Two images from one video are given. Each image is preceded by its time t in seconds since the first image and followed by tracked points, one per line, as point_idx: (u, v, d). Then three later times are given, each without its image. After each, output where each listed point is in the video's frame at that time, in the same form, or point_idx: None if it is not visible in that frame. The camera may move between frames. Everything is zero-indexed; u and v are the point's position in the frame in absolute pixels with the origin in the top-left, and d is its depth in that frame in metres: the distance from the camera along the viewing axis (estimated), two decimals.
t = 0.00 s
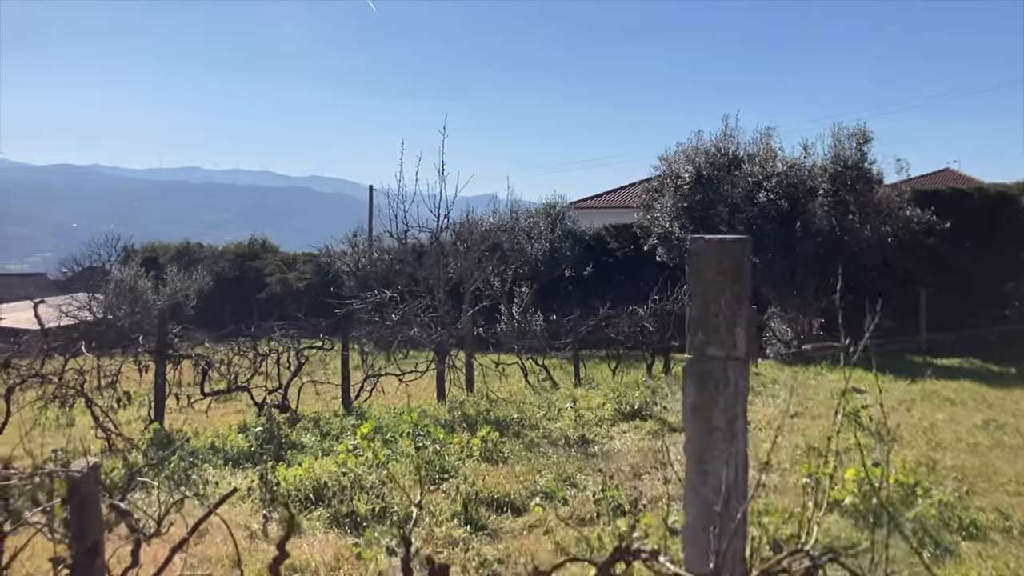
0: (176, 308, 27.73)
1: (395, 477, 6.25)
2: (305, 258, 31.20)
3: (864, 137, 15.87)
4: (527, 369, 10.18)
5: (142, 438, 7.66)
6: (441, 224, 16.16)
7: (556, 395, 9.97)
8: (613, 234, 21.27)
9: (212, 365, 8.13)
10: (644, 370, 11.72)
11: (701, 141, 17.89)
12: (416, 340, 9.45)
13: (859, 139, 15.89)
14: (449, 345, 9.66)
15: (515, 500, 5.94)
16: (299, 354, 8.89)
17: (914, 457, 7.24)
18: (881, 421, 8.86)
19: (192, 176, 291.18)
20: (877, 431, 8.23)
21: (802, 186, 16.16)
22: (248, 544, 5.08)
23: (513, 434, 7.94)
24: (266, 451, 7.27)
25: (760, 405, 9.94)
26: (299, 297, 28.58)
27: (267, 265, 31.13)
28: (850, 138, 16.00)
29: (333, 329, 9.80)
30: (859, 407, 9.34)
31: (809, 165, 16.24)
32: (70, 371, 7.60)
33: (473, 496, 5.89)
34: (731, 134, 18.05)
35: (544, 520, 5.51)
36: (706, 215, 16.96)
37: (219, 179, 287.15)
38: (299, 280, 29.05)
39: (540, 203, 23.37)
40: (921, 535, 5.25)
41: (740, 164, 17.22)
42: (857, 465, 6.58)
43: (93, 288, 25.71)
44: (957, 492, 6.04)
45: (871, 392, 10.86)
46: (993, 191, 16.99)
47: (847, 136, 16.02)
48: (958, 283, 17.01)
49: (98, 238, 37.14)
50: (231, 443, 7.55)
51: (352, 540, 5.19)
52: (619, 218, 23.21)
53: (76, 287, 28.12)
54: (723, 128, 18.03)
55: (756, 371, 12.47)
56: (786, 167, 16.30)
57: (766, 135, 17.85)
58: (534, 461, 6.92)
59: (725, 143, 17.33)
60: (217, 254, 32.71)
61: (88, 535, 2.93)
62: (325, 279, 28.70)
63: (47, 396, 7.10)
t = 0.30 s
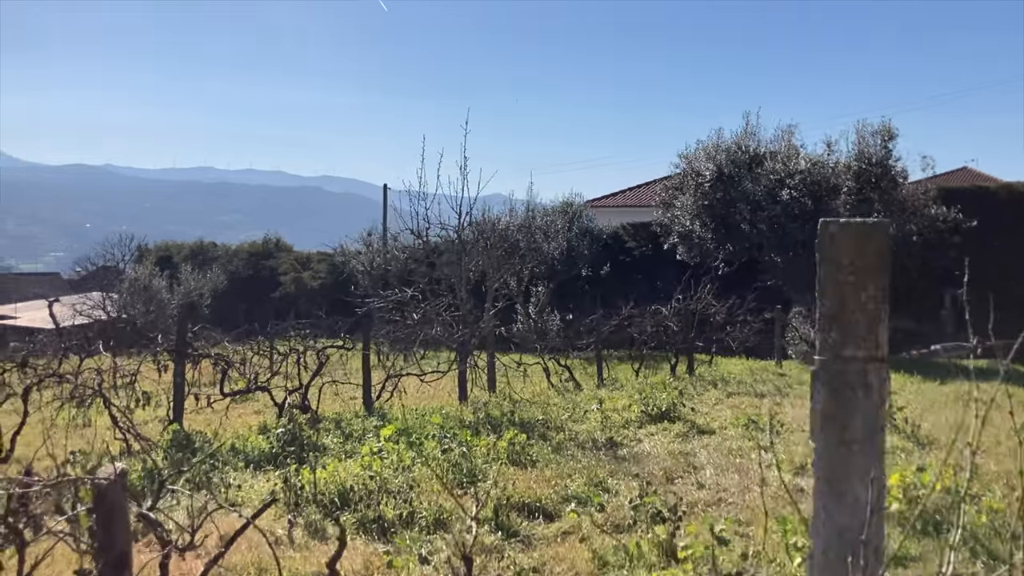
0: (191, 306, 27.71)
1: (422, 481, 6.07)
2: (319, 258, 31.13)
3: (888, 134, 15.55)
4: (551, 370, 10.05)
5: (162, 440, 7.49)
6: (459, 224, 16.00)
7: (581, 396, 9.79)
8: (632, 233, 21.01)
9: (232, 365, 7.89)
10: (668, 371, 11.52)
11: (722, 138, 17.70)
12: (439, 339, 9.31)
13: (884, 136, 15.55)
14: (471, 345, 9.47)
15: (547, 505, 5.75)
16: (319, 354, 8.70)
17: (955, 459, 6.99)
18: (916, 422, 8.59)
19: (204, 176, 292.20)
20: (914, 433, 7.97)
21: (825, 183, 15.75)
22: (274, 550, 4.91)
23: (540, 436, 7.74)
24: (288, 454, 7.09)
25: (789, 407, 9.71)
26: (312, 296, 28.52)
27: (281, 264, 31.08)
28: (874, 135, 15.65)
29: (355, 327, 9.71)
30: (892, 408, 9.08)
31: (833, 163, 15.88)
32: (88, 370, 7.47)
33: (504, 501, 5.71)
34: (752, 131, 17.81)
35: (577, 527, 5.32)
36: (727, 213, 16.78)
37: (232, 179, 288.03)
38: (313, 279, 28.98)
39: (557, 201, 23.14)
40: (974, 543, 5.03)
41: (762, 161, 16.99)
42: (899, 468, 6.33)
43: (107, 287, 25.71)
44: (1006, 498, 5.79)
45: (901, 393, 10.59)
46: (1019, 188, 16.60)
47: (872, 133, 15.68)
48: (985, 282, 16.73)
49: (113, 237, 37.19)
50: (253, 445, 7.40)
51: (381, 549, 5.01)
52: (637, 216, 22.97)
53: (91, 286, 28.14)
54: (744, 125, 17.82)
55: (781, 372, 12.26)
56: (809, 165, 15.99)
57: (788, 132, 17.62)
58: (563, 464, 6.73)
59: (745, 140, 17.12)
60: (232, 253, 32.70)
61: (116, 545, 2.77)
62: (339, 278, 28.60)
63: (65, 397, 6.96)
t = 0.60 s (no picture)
0: (212, 305, 27.71)
1: (458, 484, 5.89)
2: (339, 258, 31.07)
3: (921, 130, 15.24)
4: (579, 371, 9.84)
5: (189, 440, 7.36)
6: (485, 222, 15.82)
7: (613, 397, 9.59)
8: (657, 233, 20.79)
9: (259, 364, 7.76)
10: (699, 372, 11.29)
11: (750, 136, 17.54)
12: (467, 340, 9.13)
13: (917, 132, 15.24)
14: (501, 344, 9.30)
15: (587, 510, 5.56)
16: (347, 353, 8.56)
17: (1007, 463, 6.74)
18: (961, 424, 8.33)
19: (223, 176, 293.70)
20: (960, 436, 7.71)
21: (856, 181, 15.45)
22: (309, 556, 4.75)
23: (574, 438, 7.56)
24: (318, 455, 6.93)
25: (825, 409, 9.47)
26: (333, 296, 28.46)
27: (301, 264, 31.05)
28: (906, 132, 15.35)
29: (383, 327, 9.57)
30: (934, 410, 8.82)
31: (864, 160, 15.59)
32: (115, 369, 7.35)
33: (543, 506, 5.52)
34: (781, 128, 17.60)
35: (621, 533, 5.13)
36: (756, 212, 16.53)
37: (251, 179, 289.41)
38: (333, 279, 28.93)
39: (580, 200, 22.93)
40: None
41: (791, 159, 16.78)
42: (952, 473, 6.08)
43: (129, 286, 25.74)
44: None
45: (940, 395, 10.31)
46: None
47: (904, 129, 15.38)
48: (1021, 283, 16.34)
49: (134, 237, 37.31)
50: (281, 445, 7.26)
51: (419, 555, 4.84)
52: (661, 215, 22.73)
53: (112, 286, 28.19)
54: (773, 123, 17.61)
55: (813, 373, 12.01)
56: (839, 162, 15.69)
57: (817, 129, 17.38)
58: (601, 467, 6.54)
59: (774, 137, 16.99)
60: (252, 253, 32.70)
61: (155, 555, 2.61)
62: (360, 278, 28.51)
63: (92, 396, 6.83)
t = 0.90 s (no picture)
0: (250, 305, 27.82)
1: (513, 489, 5.69)
2: (376, 258, 31.08)
3: (975, 127, 14.61)
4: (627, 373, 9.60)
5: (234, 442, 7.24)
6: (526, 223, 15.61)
7: (663, 401, 9.36)
8: (698, 232, 20.47)
9: (305, 365, 7.62)
10: (749, 374, 11.01)
11: (797, 134, 17.16)
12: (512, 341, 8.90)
13: (970, 129, 14.63)
14: (548, 346, 9.08)
15: (649, 518, 5.33)
16: (393, 355, 8.42)
17: None
18: None
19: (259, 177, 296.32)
20: None
21: (907, 179, 14.95)
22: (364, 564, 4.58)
23: (627, 442, 7.33)
24: (366, 460, 6.77)
25: (883, 413, 9.16)
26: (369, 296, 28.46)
27: (338, 264, 31.10)
28: (960, 128, 14.73)
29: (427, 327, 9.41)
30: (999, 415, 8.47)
31: (915, 158, 15.08)
32: (160, 369, 7.24)
33: (603, 513, 5.30)
34: (828, 125, 17.17)
35: (687, 543, 4.89)
36: (803, 211, 16.17)
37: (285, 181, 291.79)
38: (370, 279, 28.93)
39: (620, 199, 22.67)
40: None
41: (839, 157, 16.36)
42: None
43: (168, 287, 25.90)
44: None
45: (1002, 400, 9.93)
46: None
47: (958, 126, 14.77)
48: None
49: (172, 237, 37.64)
50: (328, 447, 7.12)
51: (476, 564, 4.64)
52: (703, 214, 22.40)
53: (152, 286, 28.43)
54: (819, 120, 17.23)
55: (866, 376, 11.67)
56: (890, 160, 15.22)
57: (866, 126, 16.91)
58: (659, 473, 6.31)
59: (821, 135, 16.61)
60: (290, 254, 32.81)
61: (217, 570, 2.45)
62: (397, 278, 28.46)
63: (137, 397, 6.73)
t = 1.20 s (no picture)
0: (298, 306, 28.01)
1: (581, 497, 5.55)
2: (423, 259, 31.13)
3: None
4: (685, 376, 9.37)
5: (294, 444, 7.18)
6: (579, 224, 15.43)
7: (725, 405, 9.13)
8: (750, 232, 20.12)
9: (364, 366, 7.57)
10: (811, 377, 10.72)
11: (854, 132, 16.79)
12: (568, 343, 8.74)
13: None
14: (607, 348, 8.91)
15: (724, 528, 5.15)
16: (450, 357, 8.31)
17: None
18: None
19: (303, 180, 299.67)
20: None
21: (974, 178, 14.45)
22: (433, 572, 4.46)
23: (692, 448, 7.14)
24: (427, 464, 6.67)
25: (954, 419, 8.84)
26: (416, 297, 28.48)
27: (385, 266, 31.18)
28: None
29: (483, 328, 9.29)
30: None
31: (982, 157, 14.60)
32: (221, 370, 7.21)
33: (676, 523, 5.14)
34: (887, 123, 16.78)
35: (766, 555, 4.71)
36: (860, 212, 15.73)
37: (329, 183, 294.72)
38: (416, 280, 28.92)
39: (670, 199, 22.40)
40: None
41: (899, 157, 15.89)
42: None
43: (218, 289, 26.17)
44: None
45: None
46: None
47: None
48: None
49: (221, 238, 38.11)
50: (388, 450, 7.03)
51: None
52: (755, 214, 22.03)
53: (202, 288, 28.76)
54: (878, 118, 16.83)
55: (932, 381, 11.31)
56: (955, 158, 14.75)
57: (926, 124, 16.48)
58: (729, 481, 6.12)
59: (879, 134, 16.21)
60: (336, 256, 33.01)
61: None
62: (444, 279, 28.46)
63: (198, 398, 6.70)
